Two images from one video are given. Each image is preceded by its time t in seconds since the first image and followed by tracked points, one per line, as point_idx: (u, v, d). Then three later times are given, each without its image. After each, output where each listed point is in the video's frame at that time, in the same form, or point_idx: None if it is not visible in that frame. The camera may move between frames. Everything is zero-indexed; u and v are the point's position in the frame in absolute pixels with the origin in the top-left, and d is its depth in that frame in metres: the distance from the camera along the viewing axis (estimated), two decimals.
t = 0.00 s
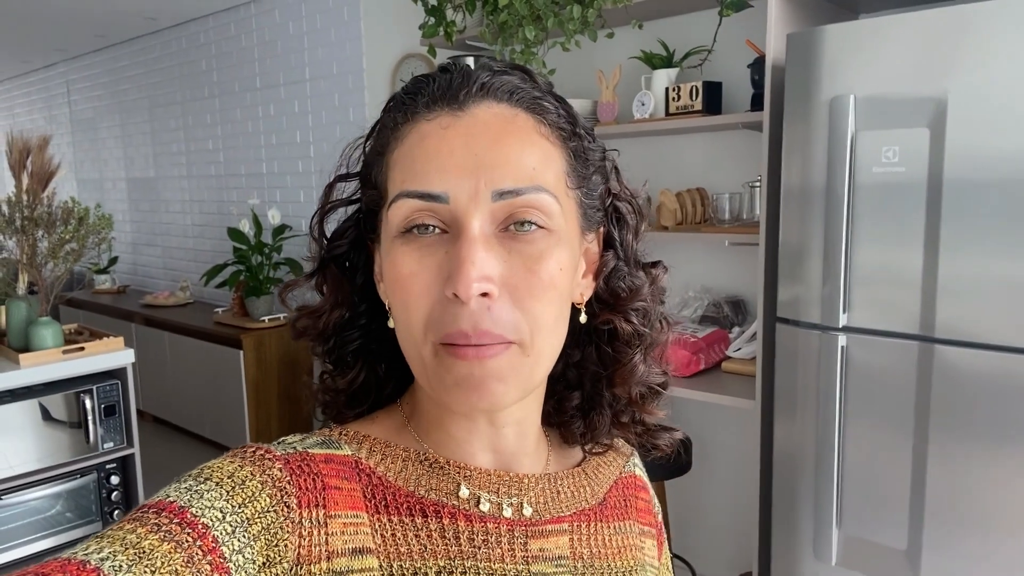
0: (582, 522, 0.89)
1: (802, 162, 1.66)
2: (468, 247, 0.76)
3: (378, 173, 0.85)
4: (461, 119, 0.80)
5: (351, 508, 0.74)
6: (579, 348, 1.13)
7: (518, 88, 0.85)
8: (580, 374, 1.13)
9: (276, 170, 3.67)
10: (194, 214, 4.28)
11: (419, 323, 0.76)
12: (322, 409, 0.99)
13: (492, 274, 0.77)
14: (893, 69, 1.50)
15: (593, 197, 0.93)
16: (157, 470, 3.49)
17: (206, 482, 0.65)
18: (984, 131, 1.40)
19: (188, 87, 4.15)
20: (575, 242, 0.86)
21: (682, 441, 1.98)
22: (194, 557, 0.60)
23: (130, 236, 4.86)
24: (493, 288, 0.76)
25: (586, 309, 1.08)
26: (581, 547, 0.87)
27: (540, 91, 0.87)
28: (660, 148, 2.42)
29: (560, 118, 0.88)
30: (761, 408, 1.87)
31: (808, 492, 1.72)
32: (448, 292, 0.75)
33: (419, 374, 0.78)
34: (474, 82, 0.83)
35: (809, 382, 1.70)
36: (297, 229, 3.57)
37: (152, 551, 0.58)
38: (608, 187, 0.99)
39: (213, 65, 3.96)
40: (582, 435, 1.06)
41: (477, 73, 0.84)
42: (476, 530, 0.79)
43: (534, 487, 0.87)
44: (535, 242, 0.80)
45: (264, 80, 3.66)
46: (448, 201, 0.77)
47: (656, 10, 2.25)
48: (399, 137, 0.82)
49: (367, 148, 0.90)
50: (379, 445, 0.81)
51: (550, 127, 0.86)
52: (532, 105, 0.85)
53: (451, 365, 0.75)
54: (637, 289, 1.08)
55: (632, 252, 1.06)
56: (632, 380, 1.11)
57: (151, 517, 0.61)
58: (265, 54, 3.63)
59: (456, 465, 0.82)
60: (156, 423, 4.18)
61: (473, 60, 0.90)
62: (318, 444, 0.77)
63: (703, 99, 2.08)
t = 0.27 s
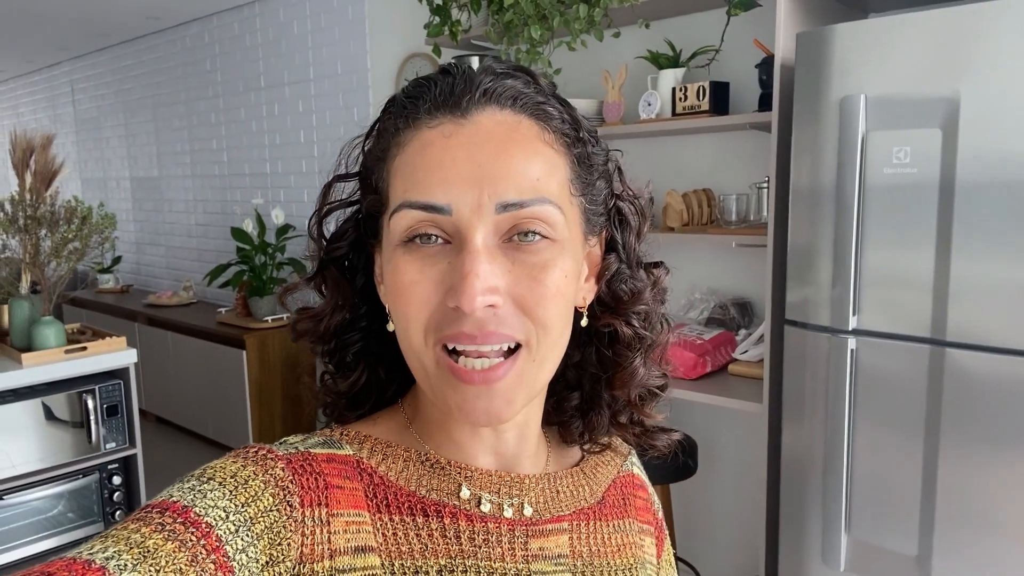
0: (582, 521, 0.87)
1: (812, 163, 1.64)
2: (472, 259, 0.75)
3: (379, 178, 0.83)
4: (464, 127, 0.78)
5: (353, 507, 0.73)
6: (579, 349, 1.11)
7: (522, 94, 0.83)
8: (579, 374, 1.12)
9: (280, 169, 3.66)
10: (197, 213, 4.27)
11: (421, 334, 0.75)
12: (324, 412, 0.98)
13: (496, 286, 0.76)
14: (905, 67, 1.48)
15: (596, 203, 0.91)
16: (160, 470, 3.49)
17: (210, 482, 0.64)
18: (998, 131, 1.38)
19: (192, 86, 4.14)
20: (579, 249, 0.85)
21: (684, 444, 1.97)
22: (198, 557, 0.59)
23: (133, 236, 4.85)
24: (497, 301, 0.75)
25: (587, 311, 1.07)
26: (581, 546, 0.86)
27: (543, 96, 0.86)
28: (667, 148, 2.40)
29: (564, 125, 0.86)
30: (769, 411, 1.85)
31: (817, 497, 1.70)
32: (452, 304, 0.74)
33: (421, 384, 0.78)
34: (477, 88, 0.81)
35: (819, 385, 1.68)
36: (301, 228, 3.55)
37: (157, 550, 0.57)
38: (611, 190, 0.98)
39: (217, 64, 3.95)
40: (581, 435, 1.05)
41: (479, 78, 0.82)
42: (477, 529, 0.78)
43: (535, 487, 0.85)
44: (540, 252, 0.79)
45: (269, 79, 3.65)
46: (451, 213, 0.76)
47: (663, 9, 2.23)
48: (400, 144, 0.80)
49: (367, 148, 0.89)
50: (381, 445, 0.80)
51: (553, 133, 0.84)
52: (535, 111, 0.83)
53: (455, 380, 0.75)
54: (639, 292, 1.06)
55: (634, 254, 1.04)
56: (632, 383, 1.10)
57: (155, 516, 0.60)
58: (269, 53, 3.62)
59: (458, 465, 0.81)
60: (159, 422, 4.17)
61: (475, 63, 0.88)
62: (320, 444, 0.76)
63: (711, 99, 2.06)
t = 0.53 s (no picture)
0: (581, 523, 0.86)
1: (817, 163, 1.63)
2: (474, 259, 0.74)
3: (382, 178, 0.83)
4: (468, 126, 0.77)
5: (353, 509, 0.72)
6: (579, 353, 1.10)
7: (526, 95, 0.83)
8: (579, 378, 1.11)
9: (281, 168, 3.66)
10: (199, 212, 4.27)
11: (423, 337, 0.74)
12: (325, 412, 0.97)
13: (499, 285, 0.74)
14: (911, 66, 1.47)
15: (599, 205, 0.90)
16: (161, 469, 3.48)
17: (209, 483, 0.63)
18: (1006, 131, 1.36)
19: (194, 84, 4.13)
20: (582, 252, 0.83)
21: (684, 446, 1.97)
22: (198, 559, 0.58)
23: (135, 234, 4.85)
24: (500, 300, 0.74)
25: (588, 314, 1.06)
26: (580, 548, 0.85)
27: (547, 97, 0.85)
28: (670, 147, 2.39)
29: (567, 127, 0.86)
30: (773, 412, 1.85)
31: (821, 499, 1.69)
32: (454, 303, 0.73)
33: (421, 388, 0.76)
34: (481, 88, 0.80)
35: (823, 387, 1.67)
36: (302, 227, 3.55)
37: (156, 553, 0.57)
38: (614, 193, 0.97)
39: (219, 62, 3.94)
40: (580, 439, 1.04)
41: (484, 78, 0.82)
42: (476, 532, 0.77)
43: (533, 489, 0.85)
44: (543, 253, 0.78)
45: (270, 78, 3.64)
46: (455, 212, 0.75)
47: (667, 7, 2.22)
48: (404, 144, 0.79)
49: (371, 149, 0.88)
50: (380, 447, 0.79)
51: (557, 135, 0.83)
52: (539, 112, 0.82)
53: (456, 382, 0.74)
54: (639, 296, 1.05)
55: (635, 257, 1.04)
56: (633, 387, 1.09)
57: (154, 519, 0.59)
58: (271, 52, 3.61)
59: (456, 468, 0.80)
60: (160, 421, 4.16)
61: (479, 65, 0.87)
62: (319, 445, 0.75)
63: (714, 99, 2.05)
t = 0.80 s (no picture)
0: (577, 508, 0.86)
1: (817, 157, 1.63)
2: (485, 214, 0.74)
3: (386, 156, 0.82)
4: (478, 99, 0.79)
5: (346, 499, 0.72)
6: (573, 353, 1.10)
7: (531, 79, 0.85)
8: (574, 380, 1.09)
9: (280, 166, 3.65)
10: (198, 211, 4.26)
11: (433, 293, 0.72)
12: (309, 406, 0.96)
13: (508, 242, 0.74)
14: (910, 59, 1.46)
15: (595, 192, 0.91)
16: (162, 468, 3.48)
17: (202, 475, 0.64)
18: (1005, 124, 1.36)
19: (192, 83, 4.13)
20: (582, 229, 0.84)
21: (688, 443, 1.97)
22: (192, 549, 0.59)
23: (134, 234, 4.84)
24: (509, 255, 0.73)
25: (585, 311, 1.06)
26: (577, 533, 0.84)
27: (550, 85, 0.87)
28: (669, 143, 2.39)
29: (570, 112, 0.88)
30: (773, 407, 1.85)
31: (821, 493, 1.69)
32: (465, 256, 0.72)
33: (424, 353, 0.74)
34: (489, 68, 0.82)
35: (823, 380, 1.67)
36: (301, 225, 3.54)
37: (150, 543, 0.57)
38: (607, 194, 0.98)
39: (217, 60, 3.93)
40: (576, 442, 1.00)
41: (491, 63, 0.84)
42: (470, 519, 0.77)
43: (527, 477, 0.85)
44: (549, 219, 0.78)
45: (268, 75, 3.64)
46: (466, 168, 0.75)
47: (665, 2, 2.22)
48: (412, 116, 0.80)
49: (370, 142, 0.88)
50: (374, 437, 0.79)
51: (560, 117, 0.85)
52: (544, 95, 0.84)
53: (465, 333, 0.71)
54: (633, 292, 1.06)
55: (628, 256, 1.05)
56: (635, 381, 1.08)
57: (148, 510, 0.59)
58: (268, 50, 3.61)
59: (449, 457, 0.80)
60: (161, 420, 4.16)
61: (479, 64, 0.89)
62: (313, 436, 0.75)
63: (713, 93, 2.04)
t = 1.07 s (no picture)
0: (579, 507, 0.86)
1: (811, 153, 1.63)
2: (481, 227, 0.73)
3: (383, 159, 0.81)
4: (473, 104, 0.77)
5: (348, 498, 0.71)
6: (574, 347, 1.09)
7: (528, 79, 0.83)
8: (574, 373, 1.09)
9: (273, 160, 3.63)
10: (190, 205, 4.24)
11: (429, 303, 0.72)
12: (310, 403, 0.96)
13: (504, 254, 0.74)
14: (904, 56, 1.46)
15: (594, 191, 0.90)
16: (155, 464, 3.47)
17: (204, 475, 0.63)
18: (999, 121, 1.36)
19: (184, 76, 4.10)
20: (580, 232, 0.83)
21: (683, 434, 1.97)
22: (194, 549, 0.58)
23: (126, 228, 4.81)
24: (504, 268, 0.73)
25: (584, 308, 1.05)
26: (579, 532, 0.84)
27: (547, 84, 0.86)
28: (663, 138, 2.38)
29: (568, 112, 0.87)
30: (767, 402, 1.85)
31: (815, 489, 1.69)
32: (460, 269, 0.72)
33: (423, 358, 0.74)
34: (485, 70, 0.81)
35: (816, 376, 1.67)
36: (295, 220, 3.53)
37: (152, 544, 0.56)
38: (606, 189, 0.97)
39: (209, 54, 3.90)
40: (579, 434, 1.02)
41: (487, 63, 0.82)
42: (472, 518, 0.77)
43: (529, 475, 0.85)
44: (545, 227, 0.78)
45: (261, 69, 3.61)
46: (461, 180, 0.74)
47: None
48: (407, 121, 0.79)
49: (366, 139, 0.87)
50: (374, 436, 0.79)
51: (558, 118, 0.84)
52: (541, 96, 0.83)
53: (462, 343, 0.71)
54: (633, 288, 1.05)
55: (628, 252, 1.04)
56: (635, 377, 1.09)
57: (150, 510, 0.59)
58: (261, 43, 3.58)
59: (451, 455, 0.80)
60: (153, 415, 4.14)
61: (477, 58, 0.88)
62: (314, 435, 0.75)
63: (707, 89, 2.04)
